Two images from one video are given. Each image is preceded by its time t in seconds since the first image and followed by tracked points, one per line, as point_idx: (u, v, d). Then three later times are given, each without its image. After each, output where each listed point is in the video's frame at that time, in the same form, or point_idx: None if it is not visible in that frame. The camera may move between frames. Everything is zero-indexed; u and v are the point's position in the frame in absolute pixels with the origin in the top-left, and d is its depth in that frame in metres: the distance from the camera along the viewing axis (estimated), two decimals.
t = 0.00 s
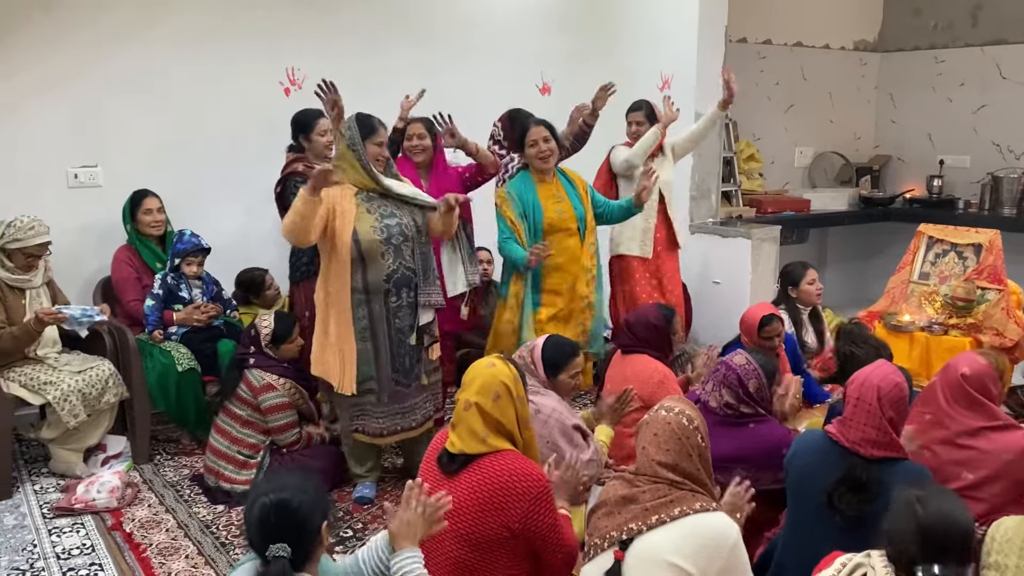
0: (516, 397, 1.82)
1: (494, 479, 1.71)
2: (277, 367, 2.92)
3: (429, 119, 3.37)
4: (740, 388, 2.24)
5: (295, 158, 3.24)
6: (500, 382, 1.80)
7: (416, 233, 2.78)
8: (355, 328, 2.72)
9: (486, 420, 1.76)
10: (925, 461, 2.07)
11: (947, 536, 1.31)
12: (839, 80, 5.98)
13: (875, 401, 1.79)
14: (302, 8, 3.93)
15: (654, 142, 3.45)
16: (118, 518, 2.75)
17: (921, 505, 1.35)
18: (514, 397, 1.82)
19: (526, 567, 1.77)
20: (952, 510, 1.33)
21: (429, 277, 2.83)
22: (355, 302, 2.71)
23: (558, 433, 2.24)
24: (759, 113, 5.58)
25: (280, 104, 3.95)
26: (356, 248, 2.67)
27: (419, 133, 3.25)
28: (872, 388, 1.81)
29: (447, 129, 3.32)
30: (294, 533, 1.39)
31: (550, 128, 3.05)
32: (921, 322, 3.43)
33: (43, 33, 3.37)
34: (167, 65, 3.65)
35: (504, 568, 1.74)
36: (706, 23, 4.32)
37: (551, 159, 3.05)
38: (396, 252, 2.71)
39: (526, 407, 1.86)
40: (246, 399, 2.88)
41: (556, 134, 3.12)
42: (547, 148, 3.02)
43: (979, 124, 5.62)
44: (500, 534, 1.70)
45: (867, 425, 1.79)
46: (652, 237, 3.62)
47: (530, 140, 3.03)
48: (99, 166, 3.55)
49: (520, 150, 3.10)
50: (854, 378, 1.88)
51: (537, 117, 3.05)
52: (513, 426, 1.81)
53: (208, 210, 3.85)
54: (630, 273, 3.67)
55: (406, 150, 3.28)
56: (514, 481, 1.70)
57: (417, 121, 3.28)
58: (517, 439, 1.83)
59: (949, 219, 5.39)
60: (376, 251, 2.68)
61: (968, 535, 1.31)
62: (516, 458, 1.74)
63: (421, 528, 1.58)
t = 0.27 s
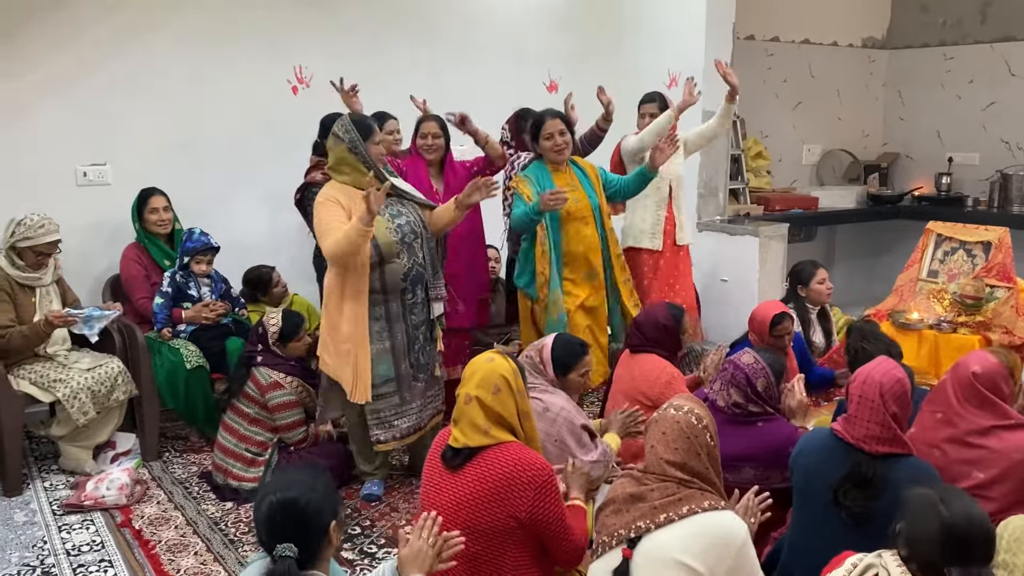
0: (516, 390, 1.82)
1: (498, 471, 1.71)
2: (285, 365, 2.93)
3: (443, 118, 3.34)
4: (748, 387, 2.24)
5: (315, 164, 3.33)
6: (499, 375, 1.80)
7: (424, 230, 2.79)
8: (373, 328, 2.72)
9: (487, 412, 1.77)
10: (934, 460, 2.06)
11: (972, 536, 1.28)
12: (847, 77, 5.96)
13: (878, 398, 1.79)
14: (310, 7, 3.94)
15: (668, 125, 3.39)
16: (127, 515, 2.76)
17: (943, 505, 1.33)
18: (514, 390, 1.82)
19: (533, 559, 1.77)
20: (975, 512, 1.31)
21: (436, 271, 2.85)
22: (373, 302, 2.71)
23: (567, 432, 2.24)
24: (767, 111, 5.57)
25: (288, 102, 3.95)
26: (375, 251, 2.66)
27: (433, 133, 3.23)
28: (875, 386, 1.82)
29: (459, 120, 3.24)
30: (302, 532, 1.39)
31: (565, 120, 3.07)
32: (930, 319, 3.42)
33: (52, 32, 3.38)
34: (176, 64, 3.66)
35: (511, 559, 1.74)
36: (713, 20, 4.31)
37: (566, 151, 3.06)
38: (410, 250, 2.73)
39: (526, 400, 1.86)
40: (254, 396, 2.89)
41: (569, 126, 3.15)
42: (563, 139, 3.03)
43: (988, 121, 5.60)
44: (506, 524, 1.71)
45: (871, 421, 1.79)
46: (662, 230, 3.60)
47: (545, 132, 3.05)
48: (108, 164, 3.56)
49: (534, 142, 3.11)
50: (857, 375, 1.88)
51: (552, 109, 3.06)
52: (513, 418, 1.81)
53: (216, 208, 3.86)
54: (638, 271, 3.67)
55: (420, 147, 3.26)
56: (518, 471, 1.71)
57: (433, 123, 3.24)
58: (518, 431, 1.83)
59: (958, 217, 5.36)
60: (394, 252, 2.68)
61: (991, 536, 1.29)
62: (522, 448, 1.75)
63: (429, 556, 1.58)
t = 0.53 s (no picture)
0: (519, 385, 1.82)
1: (502, 467, 1.71)
2: (291, 363, 2.93)
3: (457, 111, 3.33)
4: (752, 384, 2.24)
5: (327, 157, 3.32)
6: (502, 370, 1.80)
7: (432, 227, 2.81)
8: (382, 323, 2.74)
9: (490, 408, 1.76)
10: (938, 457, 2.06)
11: (980, 532, 1.29)
12: (852, 74, 5.95)
13: (880, 393, 1.79)
14: (314, 4, 3.94)
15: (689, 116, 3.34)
16: (132, 512, 2.77)
17: (952, 503, 1.33)
18: (518, 386, 1.82)
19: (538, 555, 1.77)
20: (983, 511, 1.31)
21: (441, 266, 2.88)
22: (383, 299, 2.72)
23: (569, 430, 2.23)
24: (772, 108, 5.56)
25: (291, 99, 3.95)
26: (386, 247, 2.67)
27: (450, 122, 3.23)
28: (877, 382, 1.81)
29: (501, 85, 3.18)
30: (303, 528, 1.40)
31: (573, 124, 3.07)
32: (935, 317, 3.41)
33: (57, 30, 3.39)
34: (180, 62, 3.66)
35: (516, 554, 1.74)
36: (718, 17, 4.30)
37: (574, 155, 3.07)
38: (418, 246, 2.75)
39: (529, 396, 1.86)
40: (259, 394, 2.90)
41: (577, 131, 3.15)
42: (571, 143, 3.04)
43: (993, 118, 5.58)
44: (511, 519, 1.71)
45: (873, 418, 1.79)
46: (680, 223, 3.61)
47: (553, 137, 3.06)
48: (112, 162, 3.57)
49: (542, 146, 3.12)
50: (859, 372, 1.88)
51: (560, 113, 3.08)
52: (517, 413, 1.81)
53: (220, 206, 3.86)
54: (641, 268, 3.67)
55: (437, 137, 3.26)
56: (522, 467, 1.71)
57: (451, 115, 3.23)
58: (521, 426, 1.83)
59: (963, 214, 5.35)
60: (403, 248, 2.70)
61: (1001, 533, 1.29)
62: (526, 443, 1.75)
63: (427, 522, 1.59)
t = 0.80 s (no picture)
0: (524, 385, 1.82)
1: (505, 468, 1.71)
2: (293, 360, 2.93)
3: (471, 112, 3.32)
4: (754, 381, 2.24)
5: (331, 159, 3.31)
6: (507, 370, 1.80)
7: (441, 222, 2.84)
8: (389, 317, 2.73)
9: (495, 408, 1.77)
10: (939, 454, 2.06)
11: (985, 533, 1.27)
12: (854, 72, 5.94)
13: (880, 390, 1.79)
14: (315, 2, 3.94)
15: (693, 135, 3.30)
16: (134, 509, 2.77)
17: (957, 502, 1.32)
18: (523, 385, 1.82)
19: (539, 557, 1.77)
20: (988, 510, 1.30)
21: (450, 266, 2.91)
22: (391, 293, 2.72)
23: (569, 430, 2.24)
24: (773, 106, 5.55)
25: (292, 97, 3.95)
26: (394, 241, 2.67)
27: (464, 125, 3.23)
28: (877, 378, 1.81)
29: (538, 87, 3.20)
30: (306, 521, 1.40)
31: (573, 114, 3.05)
32: (936, 314, 3.41)
33: (58, 28, 3.39)
34: (181, 60, 3.66)
35: (517, 555, 1.74)
36: (719, 14, 4.30)
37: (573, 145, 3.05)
38: (428, 242, 2.77)
39: (535, 396, 1.86)
40: (261, 391, 2.90)
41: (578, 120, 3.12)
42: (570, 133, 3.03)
43: (995, 115, 5.57)
44: (513, 521, 1.71)
45: (873, 414, 1.79)
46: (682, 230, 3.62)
47: (552, 125, 3.04)
48: (114, 160, 3.57)
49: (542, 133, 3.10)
50: (858, 368, 1.88)
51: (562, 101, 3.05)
52: (521, 413, 1.81)
53: (221, 204, 3.86)
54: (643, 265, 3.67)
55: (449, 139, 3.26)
56: (524, 469, 1.71)
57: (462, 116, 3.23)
58: (526, 426, 1.83)
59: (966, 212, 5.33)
60: (412, 243, 2.71)
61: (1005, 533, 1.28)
62: (531, 446, 1.75)
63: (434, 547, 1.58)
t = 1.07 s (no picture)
0: (530, 387, 1.82)
1: (504, 472, 1.71)
2: (290, 358, 2.93)
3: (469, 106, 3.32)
4: (752, 378, 2.23)
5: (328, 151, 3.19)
6: (515, 373, 1.80)
7: (450, 221, 2.84)
8: (396, 310, 2.75)
9: (499, 411, 1.77)
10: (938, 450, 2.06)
11: (984, 530, 1.27)
12: (851, 69, 5.94)
13: (881, 388, 1.78)
14: None
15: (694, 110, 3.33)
16: (132, 507, 2.77)
17: (954, 498, 1.31)
18: (528, 387, 1.82)
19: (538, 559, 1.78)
20: (987, 505, 1.30)
21: (462, 261, 2.88)
22: (397, 287, 2.74)
23: (570, 425, 2.24)
24: (771, 103, 5.56)
25: (289, 95, 3.95)
26: (399, 234, 2.71)
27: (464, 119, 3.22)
28: (878, 376, 1.81)
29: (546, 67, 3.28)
30: (304, 510, 1.40)
31: (560, 113, 3.00)
32: (934, 311, 3.41)
33: (55, 26, 3.39)
34: (178, 57, 3.66)
35: (515, 557, 1.75)
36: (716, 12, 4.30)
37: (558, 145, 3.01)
38: (435, 238, 2.78)
39: (540, 397, 1.87)
40: (259, 389, 2.89)
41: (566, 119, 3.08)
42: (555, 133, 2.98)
43: (992, 113, 5.58)
44: (511, 525, 1.71)
45: (875, 412, 1.78)
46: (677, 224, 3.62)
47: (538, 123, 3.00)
48: (111, 158, 3.57)
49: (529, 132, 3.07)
50: (860, 365, 1.88)
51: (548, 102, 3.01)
52: (525, 418, 1.81)
53: (218, 202, 3.85)
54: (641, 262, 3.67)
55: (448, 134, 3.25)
56: (524, 474, 1.70)
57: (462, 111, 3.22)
58: (530, 430, 1.83)
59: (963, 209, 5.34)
60: (418, 238, 2.73)
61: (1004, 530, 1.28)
62: (532, 451, 1.74)
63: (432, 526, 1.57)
